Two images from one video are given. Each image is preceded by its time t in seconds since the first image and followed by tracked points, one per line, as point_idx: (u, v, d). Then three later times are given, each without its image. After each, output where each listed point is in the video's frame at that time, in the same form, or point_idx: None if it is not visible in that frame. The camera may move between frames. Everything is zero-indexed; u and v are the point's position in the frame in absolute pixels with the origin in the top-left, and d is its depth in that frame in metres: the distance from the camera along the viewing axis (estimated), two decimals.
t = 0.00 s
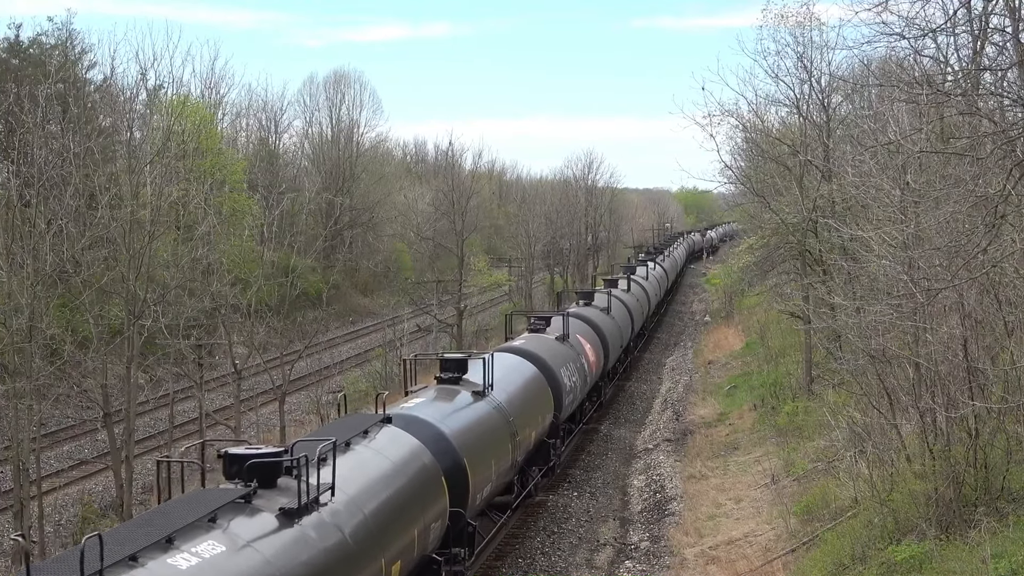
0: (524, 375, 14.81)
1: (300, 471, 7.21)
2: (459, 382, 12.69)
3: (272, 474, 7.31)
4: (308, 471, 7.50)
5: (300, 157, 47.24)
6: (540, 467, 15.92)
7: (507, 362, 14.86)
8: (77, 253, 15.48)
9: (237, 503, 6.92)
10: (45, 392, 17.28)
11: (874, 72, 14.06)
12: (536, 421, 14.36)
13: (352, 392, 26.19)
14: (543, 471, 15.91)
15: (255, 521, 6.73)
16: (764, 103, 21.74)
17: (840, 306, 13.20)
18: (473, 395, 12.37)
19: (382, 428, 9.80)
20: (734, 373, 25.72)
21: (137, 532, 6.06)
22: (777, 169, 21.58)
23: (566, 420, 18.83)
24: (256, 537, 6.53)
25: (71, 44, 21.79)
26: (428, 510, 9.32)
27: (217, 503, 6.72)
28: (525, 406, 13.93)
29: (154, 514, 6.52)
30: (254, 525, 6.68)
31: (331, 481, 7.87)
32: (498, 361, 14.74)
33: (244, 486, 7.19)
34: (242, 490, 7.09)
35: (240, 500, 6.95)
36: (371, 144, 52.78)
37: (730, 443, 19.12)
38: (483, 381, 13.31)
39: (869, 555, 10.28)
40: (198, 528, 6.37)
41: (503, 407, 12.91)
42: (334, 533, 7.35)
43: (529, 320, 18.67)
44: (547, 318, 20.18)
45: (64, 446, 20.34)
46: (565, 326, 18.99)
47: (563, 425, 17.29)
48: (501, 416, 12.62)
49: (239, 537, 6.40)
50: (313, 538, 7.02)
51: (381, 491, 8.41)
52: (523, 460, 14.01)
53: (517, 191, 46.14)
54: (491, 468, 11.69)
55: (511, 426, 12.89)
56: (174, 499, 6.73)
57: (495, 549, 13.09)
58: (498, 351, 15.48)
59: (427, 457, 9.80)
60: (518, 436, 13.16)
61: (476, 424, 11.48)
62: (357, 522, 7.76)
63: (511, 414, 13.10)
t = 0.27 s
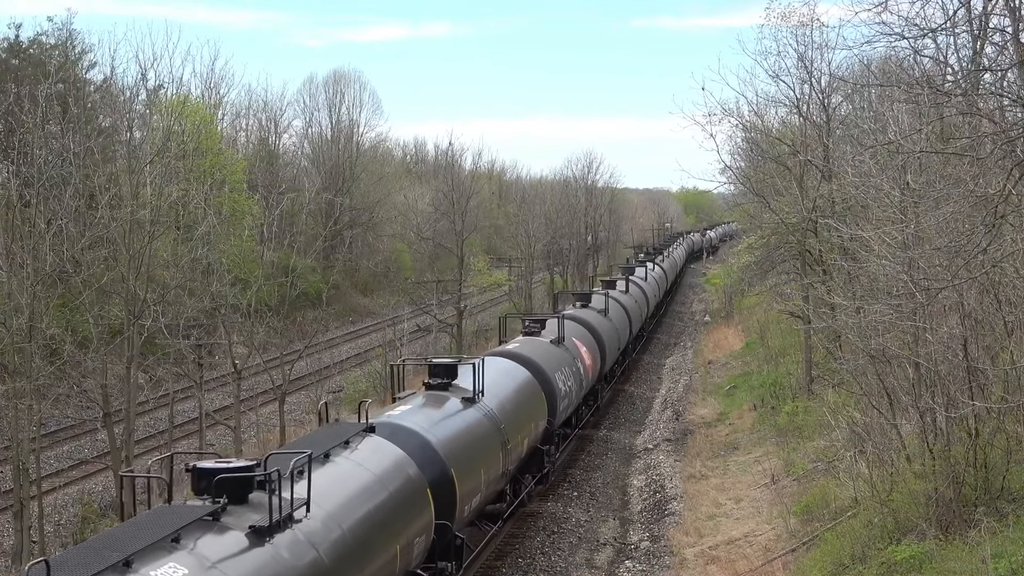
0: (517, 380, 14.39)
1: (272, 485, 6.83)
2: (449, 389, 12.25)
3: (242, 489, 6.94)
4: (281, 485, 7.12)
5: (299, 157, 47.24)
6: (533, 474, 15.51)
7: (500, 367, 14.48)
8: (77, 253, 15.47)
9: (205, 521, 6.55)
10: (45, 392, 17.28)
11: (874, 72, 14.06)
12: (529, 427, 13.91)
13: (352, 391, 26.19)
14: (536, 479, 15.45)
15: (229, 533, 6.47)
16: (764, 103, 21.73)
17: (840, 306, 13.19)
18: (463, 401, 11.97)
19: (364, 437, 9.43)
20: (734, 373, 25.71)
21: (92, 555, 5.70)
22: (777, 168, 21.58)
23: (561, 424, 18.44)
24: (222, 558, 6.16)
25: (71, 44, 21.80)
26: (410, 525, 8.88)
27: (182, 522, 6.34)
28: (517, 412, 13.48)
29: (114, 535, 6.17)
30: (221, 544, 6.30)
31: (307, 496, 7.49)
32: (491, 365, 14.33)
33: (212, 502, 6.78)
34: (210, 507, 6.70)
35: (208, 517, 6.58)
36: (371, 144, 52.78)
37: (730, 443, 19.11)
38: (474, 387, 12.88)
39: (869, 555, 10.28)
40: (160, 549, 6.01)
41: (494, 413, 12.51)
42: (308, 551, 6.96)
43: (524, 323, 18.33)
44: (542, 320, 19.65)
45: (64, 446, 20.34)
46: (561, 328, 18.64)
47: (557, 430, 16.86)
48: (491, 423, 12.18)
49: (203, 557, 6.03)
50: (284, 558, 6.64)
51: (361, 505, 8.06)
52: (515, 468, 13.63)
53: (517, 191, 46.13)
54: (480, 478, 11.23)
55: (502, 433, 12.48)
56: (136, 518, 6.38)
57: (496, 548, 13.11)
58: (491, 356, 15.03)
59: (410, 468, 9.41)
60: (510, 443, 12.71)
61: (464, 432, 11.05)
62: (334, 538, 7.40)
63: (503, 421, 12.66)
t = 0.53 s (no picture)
0: (509, 384, 13.91)
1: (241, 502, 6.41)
2: (437, 395, 11.77)
3: (210, 506, 6.53)
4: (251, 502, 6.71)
5: (299, 157, 47.23)
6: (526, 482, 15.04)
7: (492, 372, 13.98)
8: (77, 253, 15.46)
9: (168, 541, 6.14)
10: (45, 392, 17.28)
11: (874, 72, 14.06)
12: (521, 434, 13.41)
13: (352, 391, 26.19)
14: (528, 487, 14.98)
15: (208, 540, 6.30)
16: (763, 103, 21.74)
17: (840, 306, 13.19)
18: (452, 408, 11.48)
19: (345, 449, 8.94)
20: (734, 373, 25.72)
21: None
22: (777, 168, 21.58)
23: (556, 429, 18.12)
24: None
25: (71, 44, 21.80)
26: (392, 542, 8.39)
27: (142, 542, 5.93)
28: (509, 419, 13.00)
29: (69, 556, 5.76)
30: (184, 566, 5.88)
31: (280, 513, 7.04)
32: (482, 370, 13.84)
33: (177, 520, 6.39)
34: (174, 526, 6.29)
35: (171, 537, 6.17)
36: (371, 144, 52.78)
37: (730, 443, 19.11)
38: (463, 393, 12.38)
39: (869, 555, 10.28)
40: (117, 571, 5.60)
41: (485, 421, 12.00)
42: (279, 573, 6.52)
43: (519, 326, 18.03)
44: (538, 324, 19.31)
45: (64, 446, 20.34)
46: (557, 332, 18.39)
47: (552, 436, 16.49)
48: (481, 431, 11.69)
49: None
50: None
51: (340, 521, 7.60)
52: (507, 477, 13.11)
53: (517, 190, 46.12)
54: (468, 489, 10.74)
55: (493, 442, 11.98)
56: (93, 539, 5.96)
57: (496, 548, 13.12)
58: (483, 360, 14.58)
59: (393, 482, 8.91)
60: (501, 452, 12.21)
61: (451, 441, 10.56)
62: (310, 558, 6.94)
63: (493, 429, 12.16)
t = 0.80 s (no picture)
0: (502, 390, 13.51)
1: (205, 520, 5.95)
2: (426, 402, 11.36)
3: (173, 525, 6.08)
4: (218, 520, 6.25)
5: (300, 157, 47.22)
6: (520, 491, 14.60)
7: (483, 378, 13.56)
8: (77, 253, 15.45)
9: (125, 564, 5.68)
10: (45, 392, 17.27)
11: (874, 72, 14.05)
12: (514, 441, 12.98)
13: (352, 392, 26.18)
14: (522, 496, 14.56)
15: (170, 562, 5.84)
16: (764, 103, 21.73)
17: (840, 305, 13.19)
18: (440, 416, 11.04)
19: (323, 461, 8.49)
20: (734, 373, 25.72)
21: None
22: (778, 168, 21.58)
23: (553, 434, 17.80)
24: None
25: (71, 44, 21.80)
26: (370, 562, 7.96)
27: (96, 566, 5.47)
28: (502, 426, 12.57)
29: None
30: None
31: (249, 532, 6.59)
32: (473, 375, 13.42)
33: (137, 540, 5.93)
34: (133, 547, 5.83)
35: (129, 559, 5.72)
36: (371, 144, 52.77)
37: (730, 443, 19.10)
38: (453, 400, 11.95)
39: (869, 555, 10.27)
40: None
41: (475, 429, 11.56)
42: None
43: (512, 329, 17.81)
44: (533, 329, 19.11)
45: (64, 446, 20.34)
46: (551, 335, 18.18)
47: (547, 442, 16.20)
48: (471, 440, 11.23)
49: None
50: None
51: (318, 541, 7.20)
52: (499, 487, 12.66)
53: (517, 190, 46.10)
54: (456, 501, 10.29)
55: (483, 451, 11.48)
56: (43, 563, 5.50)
57: (496, 549, 13.14)
58: (475, 365, 14.20)
59: (373, 495, 8.43)
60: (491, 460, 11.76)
61: (438, 451, 10.12)
62: None
63: (484, 437, 11.72)
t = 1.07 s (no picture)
0: (492, 396, 13.19)
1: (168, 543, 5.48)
2: (412, 410, 11.01)
3: (133, 548, 5.58)
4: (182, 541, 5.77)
5: (299, 157, 47.22)
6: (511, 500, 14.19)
7: (473, 385, 13.22)
8: (77, 253, 15.45)
9: None
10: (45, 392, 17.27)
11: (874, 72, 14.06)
12: (504, 450, 12.59)
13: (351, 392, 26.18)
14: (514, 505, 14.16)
15: None
16: (764, 103, 21.72)
17: (840, 305, 13.20)
18: (426, 426, 10.65)
19: (300, 475, 8.05)
20: (734, 373, 25.72)
21: None
22: (778, 168, 21.58)
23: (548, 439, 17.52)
24: None
25: (71, 44, 21.80)
26: None
27: None
28: (491, 434, 12.22)
29: None
30: None
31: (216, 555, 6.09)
32: (462, 382, 13.08)
33: (92, 565, 5.43)
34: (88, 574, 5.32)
35: None
36: (371, 144, 52.76)
37: (730, 443, 19.10)
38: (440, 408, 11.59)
39: (869, 555, 10.27)
40: None
41: (463, 438, 11.19)
42: None
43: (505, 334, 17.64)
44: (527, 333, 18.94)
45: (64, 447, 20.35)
46: (545, 338, 18.02)
47: (541, 448, 15.97)
48: (458, 449, 10.85)
49: None
50: None
51: (292, 561, 6.73)
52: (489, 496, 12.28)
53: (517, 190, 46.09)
54: (442, 513, 9.90)
55: (472, 460, 11.11)
56: None
57: (496, 548, 13.14)
58: (464, 372, 13.88)
59: (353, 510, 8.01)
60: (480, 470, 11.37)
61: (424, 462, 9.72)
62: None
63: (472, 446, 11.34)
